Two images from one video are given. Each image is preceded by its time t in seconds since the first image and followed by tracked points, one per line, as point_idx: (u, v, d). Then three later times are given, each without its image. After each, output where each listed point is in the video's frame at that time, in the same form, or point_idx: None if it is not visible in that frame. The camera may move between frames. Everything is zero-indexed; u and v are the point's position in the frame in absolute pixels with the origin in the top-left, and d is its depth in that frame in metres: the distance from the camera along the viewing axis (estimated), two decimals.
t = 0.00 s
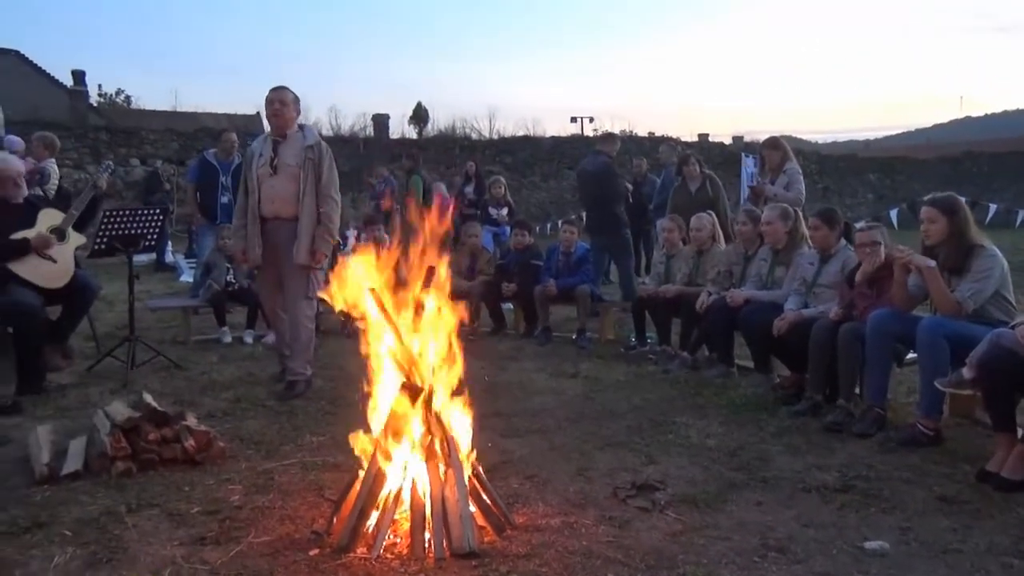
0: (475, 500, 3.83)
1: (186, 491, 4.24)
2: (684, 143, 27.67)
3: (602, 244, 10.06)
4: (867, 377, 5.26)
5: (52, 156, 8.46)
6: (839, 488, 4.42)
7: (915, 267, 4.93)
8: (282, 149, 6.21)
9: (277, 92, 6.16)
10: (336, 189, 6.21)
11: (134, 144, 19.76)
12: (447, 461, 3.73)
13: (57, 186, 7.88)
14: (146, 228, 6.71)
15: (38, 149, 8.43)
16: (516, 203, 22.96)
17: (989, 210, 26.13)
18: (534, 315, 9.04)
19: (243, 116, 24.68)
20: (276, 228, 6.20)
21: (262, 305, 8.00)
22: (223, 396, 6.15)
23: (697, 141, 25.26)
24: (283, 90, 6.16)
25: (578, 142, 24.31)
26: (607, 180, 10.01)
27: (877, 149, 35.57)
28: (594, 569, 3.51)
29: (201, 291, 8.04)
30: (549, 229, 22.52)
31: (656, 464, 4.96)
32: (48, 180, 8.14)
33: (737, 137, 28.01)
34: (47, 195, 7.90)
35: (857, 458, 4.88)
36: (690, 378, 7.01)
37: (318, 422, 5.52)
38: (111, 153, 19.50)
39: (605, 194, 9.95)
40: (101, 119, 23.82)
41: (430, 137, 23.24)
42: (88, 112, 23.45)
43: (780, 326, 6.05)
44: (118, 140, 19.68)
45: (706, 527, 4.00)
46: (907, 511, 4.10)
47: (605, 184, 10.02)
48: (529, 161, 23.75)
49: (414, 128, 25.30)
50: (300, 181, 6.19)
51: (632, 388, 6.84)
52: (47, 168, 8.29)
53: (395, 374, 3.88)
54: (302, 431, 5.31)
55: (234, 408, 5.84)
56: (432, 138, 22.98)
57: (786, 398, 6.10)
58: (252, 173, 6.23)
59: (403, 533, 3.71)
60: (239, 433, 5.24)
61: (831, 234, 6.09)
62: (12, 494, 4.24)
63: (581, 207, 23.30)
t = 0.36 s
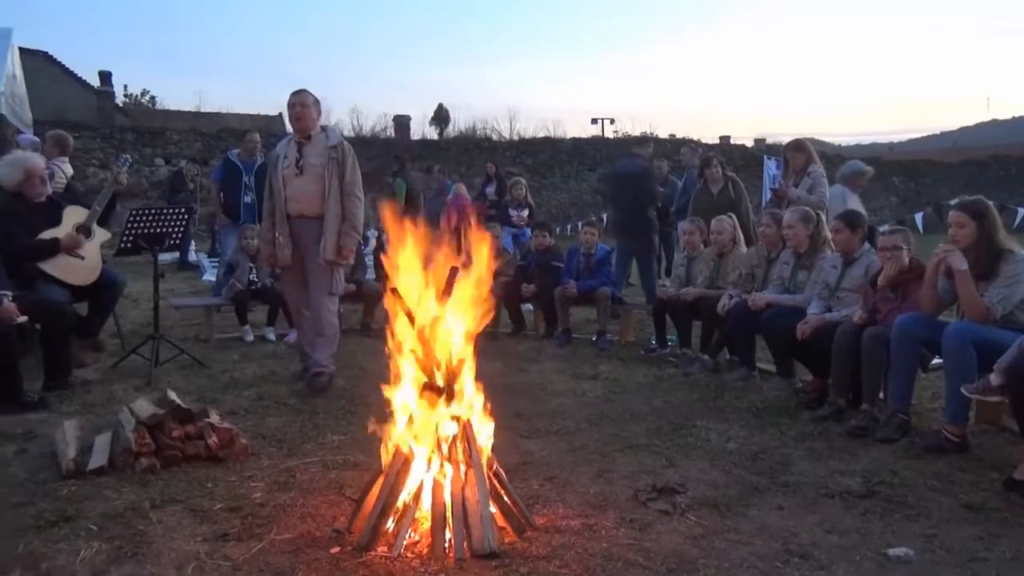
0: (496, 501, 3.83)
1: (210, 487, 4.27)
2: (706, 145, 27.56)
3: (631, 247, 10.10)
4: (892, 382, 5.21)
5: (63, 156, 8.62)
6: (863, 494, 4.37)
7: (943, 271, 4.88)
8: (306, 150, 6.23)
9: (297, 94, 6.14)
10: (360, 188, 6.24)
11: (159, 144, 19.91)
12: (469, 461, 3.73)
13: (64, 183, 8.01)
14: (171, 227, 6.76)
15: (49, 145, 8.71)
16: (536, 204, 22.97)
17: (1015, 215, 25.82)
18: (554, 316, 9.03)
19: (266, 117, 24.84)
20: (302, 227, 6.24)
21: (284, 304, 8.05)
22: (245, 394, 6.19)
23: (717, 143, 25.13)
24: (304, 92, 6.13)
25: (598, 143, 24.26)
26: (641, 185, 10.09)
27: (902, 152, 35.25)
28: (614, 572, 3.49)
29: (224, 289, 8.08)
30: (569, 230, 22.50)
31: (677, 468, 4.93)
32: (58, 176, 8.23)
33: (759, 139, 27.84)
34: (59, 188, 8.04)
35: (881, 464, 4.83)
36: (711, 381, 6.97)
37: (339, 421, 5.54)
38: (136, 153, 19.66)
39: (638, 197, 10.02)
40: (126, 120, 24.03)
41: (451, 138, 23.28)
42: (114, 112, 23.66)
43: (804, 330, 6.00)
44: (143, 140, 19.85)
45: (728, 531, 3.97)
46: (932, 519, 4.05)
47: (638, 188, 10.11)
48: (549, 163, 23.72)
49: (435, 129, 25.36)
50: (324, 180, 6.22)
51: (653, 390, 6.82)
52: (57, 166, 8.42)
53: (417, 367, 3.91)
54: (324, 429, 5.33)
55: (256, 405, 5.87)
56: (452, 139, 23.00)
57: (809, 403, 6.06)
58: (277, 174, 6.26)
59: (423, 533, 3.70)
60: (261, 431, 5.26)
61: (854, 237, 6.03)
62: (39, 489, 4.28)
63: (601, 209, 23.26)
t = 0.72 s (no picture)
0: (514, 502, 3.82)
1: (231, 485, 4.30)
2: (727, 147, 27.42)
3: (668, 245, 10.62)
4: (915, 387, 5.16)
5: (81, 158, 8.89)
6: (885, 500, 4.33)
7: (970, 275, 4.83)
8: (337, 149, 6.34)
9: (337, 95, 6.21)
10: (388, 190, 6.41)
11: (181, 145, 20.06)
12: (488, 463, 3.72)
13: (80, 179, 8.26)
14: (194, 228, 6.81)
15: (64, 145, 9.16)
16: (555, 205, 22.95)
17: None
18: (574, 318, 9.01)
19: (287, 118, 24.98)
20: (329, 224, 6.34)
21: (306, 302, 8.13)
22: (266, 393, 6.23)
23: (738, 145, 24.98)
24: (343, 94, 6.22)
25: (618, 145, 24.21)
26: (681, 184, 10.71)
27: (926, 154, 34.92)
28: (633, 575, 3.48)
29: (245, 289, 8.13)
30: (588, 232, 22.46)
31: (697, 471, 4.91)
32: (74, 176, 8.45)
33: (780, 141, 27.66)
34: (85, 179, 8.39)
35: (904, 469, 4.79)
36: (731, 384, 6.93)
37: (359, 421, 5.55)
38: (159, 153, 19.81)
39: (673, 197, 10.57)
40: (150, 121, 24.22)
41: (470, 139, 23.31)
42: (138, 113, 23.86)
43: (825, 334, 5.97)
44: (166, 140, 19.99)
45: (748, 535, 3.95)
46: (956, 526, 4.01)
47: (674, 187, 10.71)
48: (568, 164, 23.69)
49: (455, 130, 25.39)
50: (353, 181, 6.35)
51: (673, 393, 6.79)
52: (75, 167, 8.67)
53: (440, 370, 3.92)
54: (344, 429, 5.35)
55: (277, 405, 5.90)
56: (472, 140, 23.01)
57: (830, 407, 6.01)
58: (305, 171, 6.32)
59: (442, 533, 3.70)
60: (282, 430, 5.29)
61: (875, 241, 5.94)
62: (64, 485, 4.32)
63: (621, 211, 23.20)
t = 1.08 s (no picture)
0: (531, 502, 3.82)
1: (250, 483, 4.32)
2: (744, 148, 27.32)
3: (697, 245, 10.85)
4: (935, 390, 5.12)
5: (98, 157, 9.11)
6: (905, 504, 4.30)
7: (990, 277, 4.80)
8: (373, 150, 6.47)
9: (375, 97, 6.34)
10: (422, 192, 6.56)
11: (201, 145, 20.18)
12: (505, 462, 3.74)
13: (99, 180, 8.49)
14: (214, 227, 6.85)
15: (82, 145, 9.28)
16: (572, 206, 22.95)
17: None
18: (590, 319, 9.00)
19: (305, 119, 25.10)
20: (365, 222, 6.46)
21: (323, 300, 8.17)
22: (284, 392, 6.26)
23: (756, 145, 24.89)
24: (380, 97, 6.34)
25: (634, 147, 24.18)
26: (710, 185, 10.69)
27: (946, 155, 34.65)
28: None
29: (263, 288, 8.18)
30: (604, 233, 22.45)
31: (714, 473, 4.89)
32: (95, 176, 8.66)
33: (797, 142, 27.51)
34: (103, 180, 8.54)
35: (924, 474, 4.75)
36: (749, 387, 6.90)
37: (376, 420, 5.56)
38: (179, 154, 19.95)
39: (703, 200, 10.63)
40: (170, 122, 24.38)
41: (487, 140, 23.33)
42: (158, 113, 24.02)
43: (842, 336, 5.94)
44: (186, 141, 20.12)
45: (766, 538, 3.93)
46: (977, 530, 3.98)
47: (703, 187, 10.70)
48: (585, 165, 23.66)
49: (471, 131, 25.44)
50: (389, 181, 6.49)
51: (689, 395, 6.77)
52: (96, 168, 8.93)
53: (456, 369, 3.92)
54: (361, 428, 5.37)
55: (295, 404, 5.93)
56: (488, 140, 23.03)
57: (849, 409, 5.98)
58: (342, 171, 6.43)
59: (459, 533, 3.71)
60: (299, 429, 5.31)
61: (894, 244, 5.90)
62: (86, 481, 4.36)
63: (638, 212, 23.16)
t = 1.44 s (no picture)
0: (548, 503, 3.82)
1: (268, 482, 4.34)
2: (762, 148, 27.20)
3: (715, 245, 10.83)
4: (955, 392, 5.08)
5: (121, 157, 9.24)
6: (925, 507, 4.27)
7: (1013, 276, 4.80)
8: (413, 149, 6.63)
9: (403, 99, 6.46)
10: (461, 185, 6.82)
11: (219, 146, 20.30)
12: (522, 463, 3.73)
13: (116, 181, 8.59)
14: (233, 227, 6.89)
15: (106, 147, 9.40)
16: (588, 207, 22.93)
17: None
18: (606, 320, 8.99)
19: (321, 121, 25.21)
20: (416, 223, 6.61)
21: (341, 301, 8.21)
22: (301, 391, 6.28)
23: (773, 145, 24.76)
24: (408, 98, 6.44)
25: (650, 148, 24.13)
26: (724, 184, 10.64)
27: (967, 155, 34.35)
28: None
29: (281, 288, 8.23)
30: (620, 234, 22.42)
31: (731, 475, 4.88)
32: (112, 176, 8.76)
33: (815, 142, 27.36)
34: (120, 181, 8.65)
35: (944, 476, 4.71)
36: (766, 388, 6.87)
37: (392, 420, 5.58)
38: (197, 155, 20.08)
39: (717, 200, 10.60)
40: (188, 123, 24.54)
41: (503, 141, 23.35)
42: (177, 114, 24.18)
43: (862, 338, 5.89)
44: (204, 142, 20.24)
45: (783, 540, 3.92)
46: (998, 534, 3.94)
47: (717, 187, 10.66)
48: (600, 166, 23.63)
49: (487, 132, 25.46)
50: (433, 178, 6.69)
51: (706, 396, 6.74)
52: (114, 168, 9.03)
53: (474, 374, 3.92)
54: (377, 427, 5.38)
55: (312, 403, 5.95)
56: (504, 141, 23.04)
57: (867, 411, 5.94)
58: (387, 174, 6.53)
59: (475, 533, 3.71)
60: (317, 428, 5.34)
61: (915, 244, 5.85)
62: (106, 478, 4.39)
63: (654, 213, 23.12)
